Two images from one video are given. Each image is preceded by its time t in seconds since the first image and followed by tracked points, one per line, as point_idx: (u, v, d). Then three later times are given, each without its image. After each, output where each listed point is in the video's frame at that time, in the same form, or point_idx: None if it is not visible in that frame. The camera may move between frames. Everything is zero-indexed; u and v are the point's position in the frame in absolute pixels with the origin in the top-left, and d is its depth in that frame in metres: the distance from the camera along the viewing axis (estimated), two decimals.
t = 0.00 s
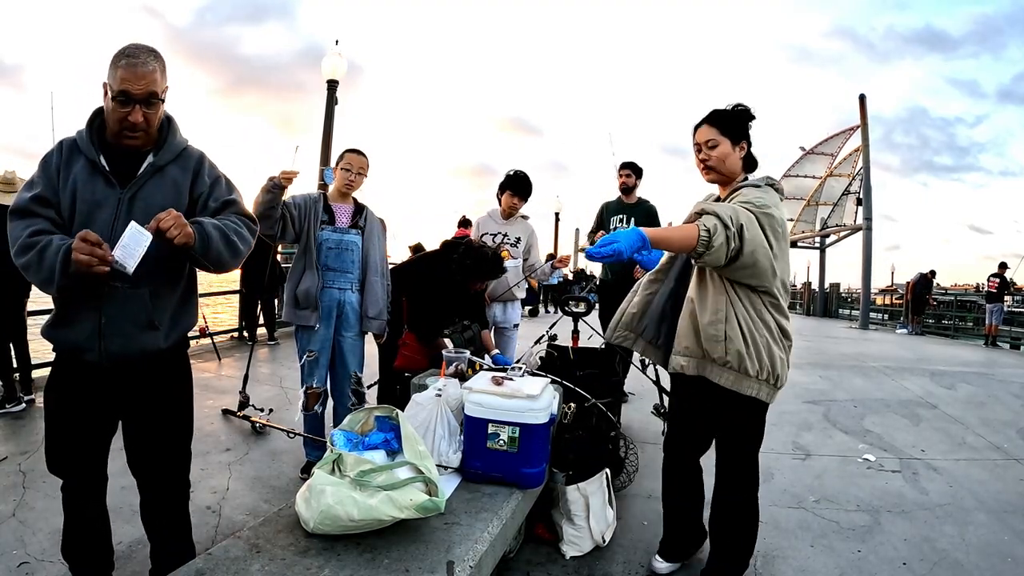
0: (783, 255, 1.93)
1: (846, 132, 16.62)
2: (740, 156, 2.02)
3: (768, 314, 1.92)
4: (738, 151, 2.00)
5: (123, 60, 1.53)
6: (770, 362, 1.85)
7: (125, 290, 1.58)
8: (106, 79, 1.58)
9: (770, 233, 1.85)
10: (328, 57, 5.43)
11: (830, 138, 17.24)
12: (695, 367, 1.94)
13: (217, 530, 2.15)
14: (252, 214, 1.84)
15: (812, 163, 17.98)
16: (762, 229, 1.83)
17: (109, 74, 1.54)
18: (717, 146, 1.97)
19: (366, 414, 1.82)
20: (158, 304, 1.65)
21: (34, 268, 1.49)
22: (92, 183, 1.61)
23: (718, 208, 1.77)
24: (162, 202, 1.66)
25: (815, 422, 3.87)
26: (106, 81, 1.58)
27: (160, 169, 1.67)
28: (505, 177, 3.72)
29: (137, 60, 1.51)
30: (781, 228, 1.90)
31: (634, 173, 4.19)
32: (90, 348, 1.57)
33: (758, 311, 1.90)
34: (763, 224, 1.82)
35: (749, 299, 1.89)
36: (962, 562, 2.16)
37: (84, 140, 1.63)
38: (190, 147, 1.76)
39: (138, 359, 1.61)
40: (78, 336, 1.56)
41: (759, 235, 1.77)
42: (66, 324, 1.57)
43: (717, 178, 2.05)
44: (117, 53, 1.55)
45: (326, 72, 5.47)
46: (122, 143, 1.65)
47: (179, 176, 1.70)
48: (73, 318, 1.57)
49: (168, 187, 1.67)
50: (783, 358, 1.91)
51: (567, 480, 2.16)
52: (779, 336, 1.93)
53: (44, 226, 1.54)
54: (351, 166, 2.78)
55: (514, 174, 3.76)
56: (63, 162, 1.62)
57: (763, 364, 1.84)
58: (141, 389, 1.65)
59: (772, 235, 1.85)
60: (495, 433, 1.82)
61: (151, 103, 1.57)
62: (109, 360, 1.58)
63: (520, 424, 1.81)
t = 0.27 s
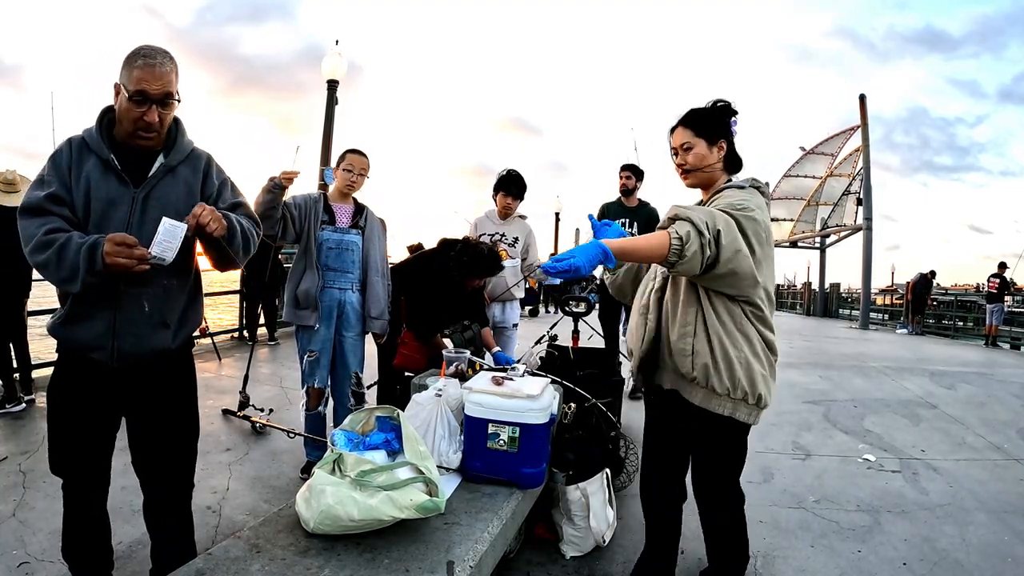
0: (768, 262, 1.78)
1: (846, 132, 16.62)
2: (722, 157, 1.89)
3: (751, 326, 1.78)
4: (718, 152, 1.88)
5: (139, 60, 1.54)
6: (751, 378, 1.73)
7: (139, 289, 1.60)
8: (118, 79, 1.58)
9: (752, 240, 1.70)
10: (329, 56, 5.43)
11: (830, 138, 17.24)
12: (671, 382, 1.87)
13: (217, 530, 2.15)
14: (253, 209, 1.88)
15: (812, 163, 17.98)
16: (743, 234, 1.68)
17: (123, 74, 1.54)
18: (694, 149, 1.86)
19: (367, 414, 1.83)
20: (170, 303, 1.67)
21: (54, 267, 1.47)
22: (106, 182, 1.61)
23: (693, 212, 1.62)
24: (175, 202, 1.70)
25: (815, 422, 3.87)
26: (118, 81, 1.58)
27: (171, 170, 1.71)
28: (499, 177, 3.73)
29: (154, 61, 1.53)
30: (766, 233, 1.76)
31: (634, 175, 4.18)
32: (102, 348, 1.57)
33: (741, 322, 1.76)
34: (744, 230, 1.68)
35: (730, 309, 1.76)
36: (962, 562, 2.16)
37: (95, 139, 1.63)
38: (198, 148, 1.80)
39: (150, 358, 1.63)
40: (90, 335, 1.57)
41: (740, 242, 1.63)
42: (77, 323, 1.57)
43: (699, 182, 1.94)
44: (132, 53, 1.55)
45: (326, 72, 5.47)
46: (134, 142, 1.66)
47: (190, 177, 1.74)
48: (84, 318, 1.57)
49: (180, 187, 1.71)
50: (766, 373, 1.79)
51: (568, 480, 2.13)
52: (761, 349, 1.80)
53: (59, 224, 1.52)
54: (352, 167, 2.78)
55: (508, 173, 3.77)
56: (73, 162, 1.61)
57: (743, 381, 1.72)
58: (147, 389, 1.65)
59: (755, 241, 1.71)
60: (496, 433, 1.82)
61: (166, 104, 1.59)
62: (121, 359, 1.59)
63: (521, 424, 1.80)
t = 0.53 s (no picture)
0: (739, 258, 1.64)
1: (846, 132, 16.61)
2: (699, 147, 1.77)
3: (716, 328, 1.64)
4: (693, 142, 1.75)
5: (148, 62, 1.54)
6: (710, 386, 1.60)
7: (148, 286, 1.62)
8: (127, 81, 1.58)
9: (721, 232, 1.56)
10: (329, 57, 5.43)
11: (830, 138, 17.22)
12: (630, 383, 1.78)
13: (217, 530, 2.15)
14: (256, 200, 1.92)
15: (813, 163, 17.97)
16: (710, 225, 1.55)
17: (133, 76, 1.55)
18: (665, 144, 1.75)
19: (367, 414, 1.83)
20: (177, 300, 1.70)
21: (54, 249, 1.46)
22: (115, 182, 1.62)
23: (657, 203, 1.50)
24: (184, 202, 1.71)
25: (815, 422, 3.86)
26: (127, 82, 1.58)
27: (180, 170, 1.72)
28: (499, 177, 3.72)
29: (164, 64, 1.53)
30: (739, 224, 1.61)
31: (642, 177, 4.17)
32: (109, 345, 1.58)
33: (704, 324, 1.62)
34: (711, 221, 1.54)
35: (694, 309, 1.62)
36: (963, 562, 2.16)
37: (103, 137, 1.63)
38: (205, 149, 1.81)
39: (157, 356, 1.65)
40: (96, 333, 1.57)
41: (705, 234, 1.49)
42: (83, 321, 1.57)
43: (679, 177, 1.82)
44: (141, 56, 1.56)
45: (326, 72, 5.47)
46: (142, 143, 1.67)
47: (198, 178, 1.75)
48: (90, 315, 1.57)
49: (189, 188, 1.73)
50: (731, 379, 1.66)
51: (568, 480, 2.08)
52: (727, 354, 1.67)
53: (60, 211, 1.51)
54: (353, 167, 2.78)
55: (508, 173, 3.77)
56: (81, 161, 1.61)
57: (700, 389, 1.60)
58: (151, 388, 1.66)
59: (725, 232, 1.56)
60: (496, 433, 1.82)
61: (174, 106, 1.60)
62: (129, 357, 1.60)
63: (521, 425, 1.81)
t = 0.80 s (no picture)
0: (705, 260, 1.39)
1: (847, 132, 16.60)
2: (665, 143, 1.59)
3: (676, 340, 1.43)
4: (659, 138, 1.57)
5: (151, 64, 1.54)
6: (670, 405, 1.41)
7: (152, 284, 1.62)
8: (131, 83, 1.59)
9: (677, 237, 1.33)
10: (329, 57, 5.43)
11: (831, 138, 17.22)
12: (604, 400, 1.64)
13: (217, 530, 2.15)
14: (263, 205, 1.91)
15: (813, 163, 17.97)
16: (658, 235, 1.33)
17: (137, 79, 1.55)
18: (629, 140, 1.57)
19: (367, 414, 1.83)
20: (181, 299, 1.70)
21: (62, 229, 1.45)
22: (121, 180, 1.63)
23: (597, 217, 1.31)
24: (190, 202, 1.72)
25: (816, 422, 3.86)
26: (131, 85, 1.59)
27: (185, 170, 1.72)
28: (502, 177, 3.72)
29: (166, 65, 1.53)
30: (701, 227, 1.38)
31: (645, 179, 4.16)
32: (114, 343, 1.58)
33: (659, 338, 1.42)
34: (660, 231, 1.32)
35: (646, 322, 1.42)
36: (963, 563, 2.16)
37: (111, 135, 1.64)
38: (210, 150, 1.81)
39: (161, 355, 1.65)
40: (101, 330, 1.57)
41: (654, 245, 1.28)
42: (87, 319, 1.57)
43: (646, 176, 1.64)
44: (145, 58, 1.56)
45: (326, 72, 5.47)
46: (147, 144, 1.67)
47: (204, 178, 1.75)
48: (94, 312, 1.58)
49: (195, 187, 1.73)
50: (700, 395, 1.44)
51: (568, 480, 2.08)
52: (694, 365, 1.45)
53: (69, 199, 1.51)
54: (356, 168, 2.78)
55: (511, 174, 3.77)
56: (88, 159, 1.62)
57: (657, 407, 1.41)
58: (155, 388, 1.66)
59: (683, 239, 1.34)
60: (497, 433, 1.82)
61: (178, 107, 1.59)
62: (133, 355, 1.61)
63: (521, 425, 1.81)
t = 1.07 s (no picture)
0: (670, 268, 1.20)
1: (847, 132, 16.61)
2: (603, 146, 1.44)
3: (660, 365, 1.24)
4: (596, 140, 1.42)
5: (154, 63, 1.54)
6: (667, 437, 1.22)
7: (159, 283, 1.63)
8: (134, 82, 1.59)
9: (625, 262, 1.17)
10: (329, 57, 5.43)
11: (831, 138, 17.23)
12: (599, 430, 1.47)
13: (217, 530, 2.15)
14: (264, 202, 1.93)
15: (813, 164, 17.97)
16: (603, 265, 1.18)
17: (139, 78, 1.55)
18: (561, 147, 1.43)
19: (367, 414, 1.83)
20: (187, 297, 1.70)
21: (69, 241, 1.47)
22: (126, 181, 1.63)
23: (533, 268, 1.19)
24: (195, 202, 1.72)
25: (816, 423, 3.86)
26: (134, 84, 1.59)
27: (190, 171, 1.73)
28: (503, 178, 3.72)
29: (167, 65, 1.53)
30: (653, 237, 1.19)
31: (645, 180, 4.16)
32: (121, 342, 1.58)
33: (641, 367, 1.23)
34: (606, 258, 1.16)
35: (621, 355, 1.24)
36: (963, 563, 2.16)
37: (115, 135, 1.63)
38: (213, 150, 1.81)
39: (166, 354, 1.66)
40: (108, 329, 1.57)
41: (600, 277, 1.14)
42: (92, 318, 1.57)
43: (588, 184, 1.50)
44: (148, 57, 1.56)
45: (327, 72, 5.47)
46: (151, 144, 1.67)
47: (208, 178, 1.76)
48: (99, 312, 1.58)
49: (199, 187, 1.73)
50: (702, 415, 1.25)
51: (569, 480, 2.08)
52: (689, 384, 1.26)
53: (73, 206, 1.51)
54: (357, 168, 2.78)
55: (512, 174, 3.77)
56: (92, 159, 1.62)
57: (652, 443, 1.22)
58: (158, 388, 1.66)
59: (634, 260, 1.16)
60: (497, 433, 1.82)
61: (181, 106, 1.60)
62: (139, 354, 1.61)
63: (522, 425, 1.81)
